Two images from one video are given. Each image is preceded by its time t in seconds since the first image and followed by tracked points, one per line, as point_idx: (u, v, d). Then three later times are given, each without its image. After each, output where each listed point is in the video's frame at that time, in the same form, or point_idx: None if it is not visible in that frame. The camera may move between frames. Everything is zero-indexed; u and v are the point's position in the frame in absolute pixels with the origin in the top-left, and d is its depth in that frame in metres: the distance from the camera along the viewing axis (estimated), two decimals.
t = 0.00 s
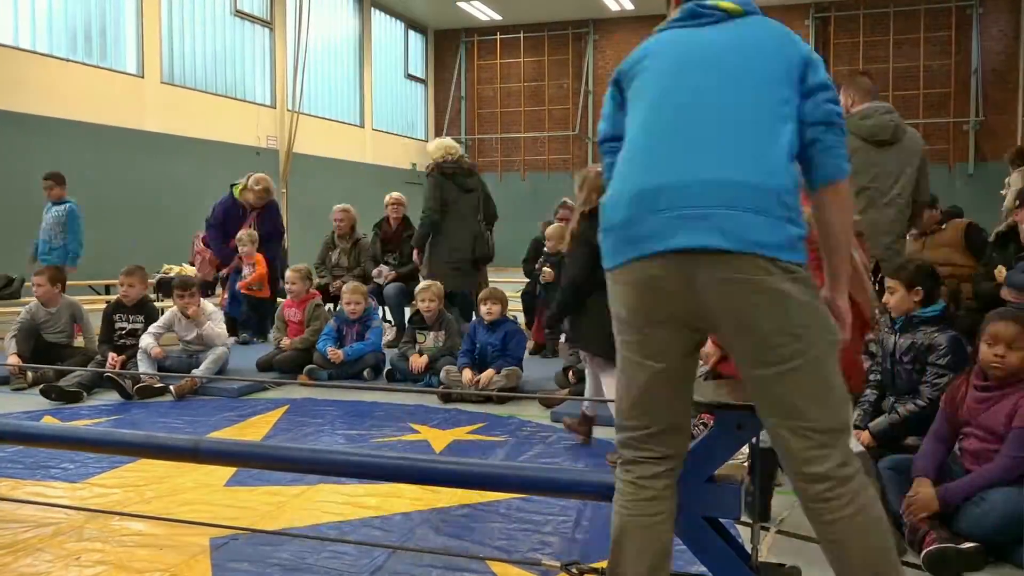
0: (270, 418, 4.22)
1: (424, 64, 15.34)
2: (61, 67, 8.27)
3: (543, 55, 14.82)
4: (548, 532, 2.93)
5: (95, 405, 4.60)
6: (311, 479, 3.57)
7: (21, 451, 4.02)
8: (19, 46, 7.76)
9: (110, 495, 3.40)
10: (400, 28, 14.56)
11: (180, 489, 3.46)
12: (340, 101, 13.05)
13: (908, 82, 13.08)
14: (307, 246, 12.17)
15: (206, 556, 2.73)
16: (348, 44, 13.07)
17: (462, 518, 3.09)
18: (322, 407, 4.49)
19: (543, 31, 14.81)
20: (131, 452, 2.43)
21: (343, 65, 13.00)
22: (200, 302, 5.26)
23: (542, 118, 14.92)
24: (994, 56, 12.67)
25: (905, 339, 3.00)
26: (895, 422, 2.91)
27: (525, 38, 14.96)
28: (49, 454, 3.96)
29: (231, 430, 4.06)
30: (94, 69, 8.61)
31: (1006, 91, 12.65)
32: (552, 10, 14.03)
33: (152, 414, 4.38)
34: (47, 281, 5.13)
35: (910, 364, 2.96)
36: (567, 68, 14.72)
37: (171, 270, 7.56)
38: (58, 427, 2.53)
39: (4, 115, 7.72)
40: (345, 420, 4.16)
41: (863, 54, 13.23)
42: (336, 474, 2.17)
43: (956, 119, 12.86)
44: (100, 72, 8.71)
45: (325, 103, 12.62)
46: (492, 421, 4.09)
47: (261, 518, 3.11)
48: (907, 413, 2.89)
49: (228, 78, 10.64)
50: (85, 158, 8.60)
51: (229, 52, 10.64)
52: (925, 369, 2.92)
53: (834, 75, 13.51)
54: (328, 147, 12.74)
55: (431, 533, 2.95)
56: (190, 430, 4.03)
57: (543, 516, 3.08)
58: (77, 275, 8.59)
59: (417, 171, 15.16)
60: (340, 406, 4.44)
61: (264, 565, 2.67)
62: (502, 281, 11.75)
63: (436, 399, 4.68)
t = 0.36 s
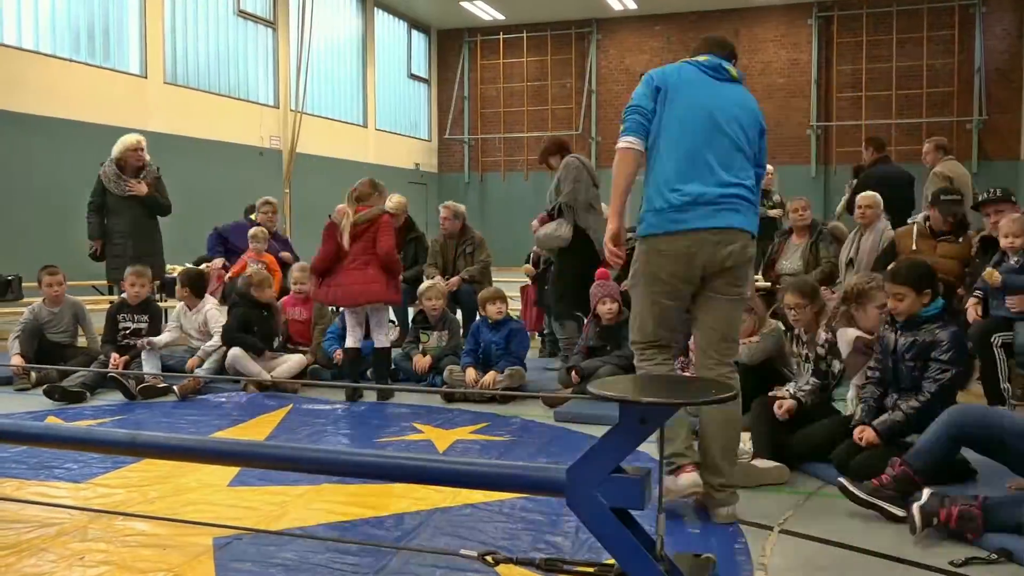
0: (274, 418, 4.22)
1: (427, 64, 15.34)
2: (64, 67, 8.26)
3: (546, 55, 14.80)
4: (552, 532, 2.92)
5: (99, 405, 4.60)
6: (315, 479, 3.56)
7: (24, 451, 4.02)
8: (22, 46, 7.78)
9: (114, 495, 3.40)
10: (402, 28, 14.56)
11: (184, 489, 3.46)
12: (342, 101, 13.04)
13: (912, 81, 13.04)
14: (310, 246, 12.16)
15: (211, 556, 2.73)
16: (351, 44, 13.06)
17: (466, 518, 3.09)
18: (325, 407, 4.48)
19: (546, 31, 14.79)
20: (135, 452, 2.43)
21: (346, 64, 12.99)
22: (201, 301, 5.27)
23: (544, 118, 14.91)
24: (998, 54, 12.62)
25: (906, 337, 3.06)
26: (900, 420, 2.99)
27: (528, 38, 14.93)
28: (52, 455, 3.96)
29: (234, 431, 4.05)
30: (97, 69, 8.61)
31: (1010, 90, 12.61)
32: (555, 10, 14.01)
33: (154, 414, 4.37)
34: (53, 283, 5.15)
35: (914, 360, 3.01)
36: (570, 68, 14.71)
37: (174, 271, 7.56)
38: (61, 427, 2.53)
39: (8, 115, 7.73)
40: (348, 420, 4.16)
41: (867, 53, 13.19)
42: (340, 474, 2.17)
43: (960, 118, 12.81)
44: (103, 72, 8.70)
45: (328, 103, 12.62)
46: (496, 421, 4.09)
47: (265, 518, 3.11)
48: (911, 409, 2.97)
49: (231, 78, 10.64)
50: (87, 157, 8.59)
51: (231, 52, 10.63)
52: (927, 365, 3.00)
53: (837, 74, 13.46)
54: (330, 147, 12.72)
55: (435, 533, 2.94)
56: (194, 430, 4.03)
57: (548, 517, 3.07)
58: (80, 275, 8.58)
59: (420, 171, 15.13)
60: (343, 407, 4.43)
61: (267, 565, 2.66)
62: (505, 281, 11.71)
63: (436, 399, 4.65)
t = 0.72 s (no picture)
0: (275, 418, 4.21)
1: (428, 64, 15.34)
2: (66, 66, 8.26)
3: (547, 55, 14.79)
4: (556, 532, 2.92)
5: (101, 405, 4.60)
6: (316, 479, 3.56)
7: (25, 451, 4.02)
8: (24, 46, 7.78)
9: (116, 495, 3.39)
10: (404, 28, 14.57)
11: (185, 489, 3.46)
12: (343, 101, 13.03)
13: (913, 81, 13.02)
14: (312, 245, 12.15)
15: (213, 556, 2.73)
16: (353, 43, 13.05)
17: (469, 517, 3.08)
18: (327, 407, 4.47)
19: (547, 31, 14.78)
20: (137, 453, 2.43)
21: (348, 64, 12.98)
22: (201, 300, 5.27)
23: (545, 118, 14.90)
24: (999, 54, 12.61)
25: (931, 340, 3.02)
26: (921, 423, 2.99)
27: (529, 38, 14.92)
28: (53, 454, 3.96)
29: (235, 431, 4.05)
30: (99, 69, 8.62)
31: (1011, 89, 12.59)
32: (556, 10, 14.01)
33: (156, 413, 4.37)
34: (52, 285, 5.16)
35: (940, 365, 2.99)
36: (571, 67, 14.70)
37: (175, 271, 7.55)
38: (63, 428, 2.53)
39: (9, 115, 7.73)
40: (350, 420, 4.15)
41: (868, 53, 13.18)
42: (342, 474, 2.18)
43: (961, 117, 12.79)
44: (104, 72, 8.70)
45: (329, 103, 12.62)
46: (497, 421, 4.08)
47: (267, 517, 3.11)
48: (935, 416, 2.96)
49: (232, 78, 10.64)
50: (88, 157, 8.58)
51: (232, 52, 10.62)
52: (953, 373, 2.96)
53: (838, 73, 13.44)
54: (331, 146, 12.71)
55: (438, 533, 2.94)
56: (196, 430, 4.02)
57: (551, 517, 3.06)
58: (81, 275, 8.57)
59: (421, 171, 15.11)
60: (345, 407, 4.42)
61: (269, 565, 2.66)
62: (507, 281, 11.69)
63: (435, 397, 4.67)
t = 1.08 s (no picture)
0: (276, 419, 4.21)
1: (429, 64, 15.35)
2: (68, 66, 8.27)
3: (548, 54, 14.78)
4: (556, 532, 2.92)
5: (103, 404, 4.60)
6: (317, 478, 3.56)
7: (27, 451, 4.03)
8: (25, 46, 7.78)
9: (117, 495, 3.39)
10: (405, 27, 14.56)
11: (185, 489, 3.46)
12: (345, 101, 13.04)
13: (914, 80, 13.02)
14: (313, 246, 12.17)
15: (215, 556, 2.73)
16: (354, 43, 13.06)
17: (470, 517, 3.08)
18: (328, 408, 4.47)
19: (548, 31, 14.77)
20: (139, 453, 2.43)
21: (349, 64, 12.99)
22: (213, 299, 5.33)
23: (546, 117, 14.91)
24: (1000, 53, 12.61)
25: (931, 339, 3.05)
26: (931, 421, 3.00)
27: (530, 38, 14.91)
28: (54, 454, 3.96)
29: (236, 432, 4.05)
30: (100, 69, 8.62)
31: (1012, 88, 12.58)
32: (557, 9, 14.01)
33: (157, 413, 4.38)
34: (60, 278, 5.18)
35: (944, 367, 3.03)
36: (573, 67, 14.69)
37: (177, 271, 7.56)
38: (64, 428, 2.53)
39: (9, 115, 7.73)
40: (350, 420, 4.16)
41: (869, 52, 13.18)
42: (342, 473, 2.19)
43: (962, 116, 12.78)
44: (105, 72, 8.70)
45: (330, 103, 12.62)
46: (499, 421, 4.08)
47: (268, 517, 3.11)
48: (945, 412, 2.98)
49: (233, 78, 10.64)
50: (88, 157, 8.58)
51: (233, 52, 10.62)
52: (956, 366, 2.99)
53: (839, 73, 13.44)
54: (332, 146, 12.71)
55: (438, 532, 2.94)
56: (197, 431, 4.03)
57: (553, 516, 3.06)
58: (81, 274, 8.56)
59: (422, 170, 15.11)
60: (346, 407, 4.42)
61: (270, 564, 2.66)
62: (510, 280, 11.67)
63: (435, 396, 4.67)
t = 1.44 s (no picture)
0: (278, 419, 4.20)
1: (429, 63, 15.34)
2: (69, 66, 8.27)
3: (548, 53, 14.77)
4: (556, 531, 2.92)
5: (104, 405, 4.60)
6: (319, 478, 3.56)
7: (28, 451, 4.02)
8: (25, 46, 7.79)
9: (119, 495, 3.39)
10: (405, 27, 14.55)
11: (187, 490, 3.46)
12: (345, 101, 13.04)
13: (914, 78, 13.02)
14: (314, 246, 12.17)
15: (217, 555, 2.73)
16: (354, 43, 13.05)
17: (471, 515, 3.09)
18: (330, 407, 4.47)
19: (548, 30, 14.75)
20: (141, 454, 2.43)
21: (349, 64, 12.99)
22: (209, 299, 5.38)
23: (546, 116, 14.89)
24: (1000, 51, 12.60)
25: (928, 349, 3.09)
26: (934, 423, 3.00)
27: (530, 37, 14.90)
28: (54, 455, 3.95)
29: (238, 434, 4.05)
30: (100, 69, 8.62)
31: (1012, 87, 12.57)
32: (557, 8, 13.99)
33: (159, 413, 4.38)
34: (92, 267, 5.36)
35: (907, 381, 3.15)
36: (573, 65, 14.67)
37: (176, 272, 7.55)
38: (66, 429, 2.53)
39: (8, 115, 7.69)
40: (351, 420, 4.15)
41: (869, 50, 13.17)
42: (343, 473, 2.19)
43: (962, 114, 12.78)
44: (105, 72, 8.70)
45: (330, 103, 12.62)
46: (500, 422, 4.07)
47: (269, 518, 3.10)
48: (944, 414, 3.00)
49: (233, 78, 10.64)
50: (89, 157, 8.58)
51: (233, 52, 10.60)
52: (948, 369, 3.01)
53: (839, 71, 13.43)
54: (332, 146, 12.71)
55: (439, 532, 2.94)
56: (198, 432, 4.02)
57: (555, 515, 3.06)
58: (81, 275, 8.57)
59: (422, 170, 15.11)
60: (346, 406, 4.42)
61: (272, 564, 2.66)
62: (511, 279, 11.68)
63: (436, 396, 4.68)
